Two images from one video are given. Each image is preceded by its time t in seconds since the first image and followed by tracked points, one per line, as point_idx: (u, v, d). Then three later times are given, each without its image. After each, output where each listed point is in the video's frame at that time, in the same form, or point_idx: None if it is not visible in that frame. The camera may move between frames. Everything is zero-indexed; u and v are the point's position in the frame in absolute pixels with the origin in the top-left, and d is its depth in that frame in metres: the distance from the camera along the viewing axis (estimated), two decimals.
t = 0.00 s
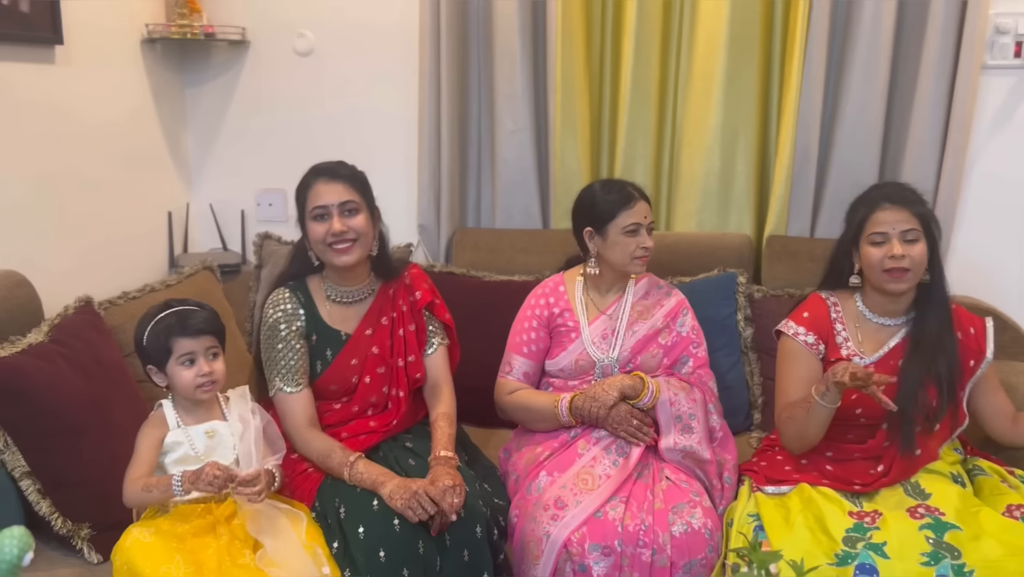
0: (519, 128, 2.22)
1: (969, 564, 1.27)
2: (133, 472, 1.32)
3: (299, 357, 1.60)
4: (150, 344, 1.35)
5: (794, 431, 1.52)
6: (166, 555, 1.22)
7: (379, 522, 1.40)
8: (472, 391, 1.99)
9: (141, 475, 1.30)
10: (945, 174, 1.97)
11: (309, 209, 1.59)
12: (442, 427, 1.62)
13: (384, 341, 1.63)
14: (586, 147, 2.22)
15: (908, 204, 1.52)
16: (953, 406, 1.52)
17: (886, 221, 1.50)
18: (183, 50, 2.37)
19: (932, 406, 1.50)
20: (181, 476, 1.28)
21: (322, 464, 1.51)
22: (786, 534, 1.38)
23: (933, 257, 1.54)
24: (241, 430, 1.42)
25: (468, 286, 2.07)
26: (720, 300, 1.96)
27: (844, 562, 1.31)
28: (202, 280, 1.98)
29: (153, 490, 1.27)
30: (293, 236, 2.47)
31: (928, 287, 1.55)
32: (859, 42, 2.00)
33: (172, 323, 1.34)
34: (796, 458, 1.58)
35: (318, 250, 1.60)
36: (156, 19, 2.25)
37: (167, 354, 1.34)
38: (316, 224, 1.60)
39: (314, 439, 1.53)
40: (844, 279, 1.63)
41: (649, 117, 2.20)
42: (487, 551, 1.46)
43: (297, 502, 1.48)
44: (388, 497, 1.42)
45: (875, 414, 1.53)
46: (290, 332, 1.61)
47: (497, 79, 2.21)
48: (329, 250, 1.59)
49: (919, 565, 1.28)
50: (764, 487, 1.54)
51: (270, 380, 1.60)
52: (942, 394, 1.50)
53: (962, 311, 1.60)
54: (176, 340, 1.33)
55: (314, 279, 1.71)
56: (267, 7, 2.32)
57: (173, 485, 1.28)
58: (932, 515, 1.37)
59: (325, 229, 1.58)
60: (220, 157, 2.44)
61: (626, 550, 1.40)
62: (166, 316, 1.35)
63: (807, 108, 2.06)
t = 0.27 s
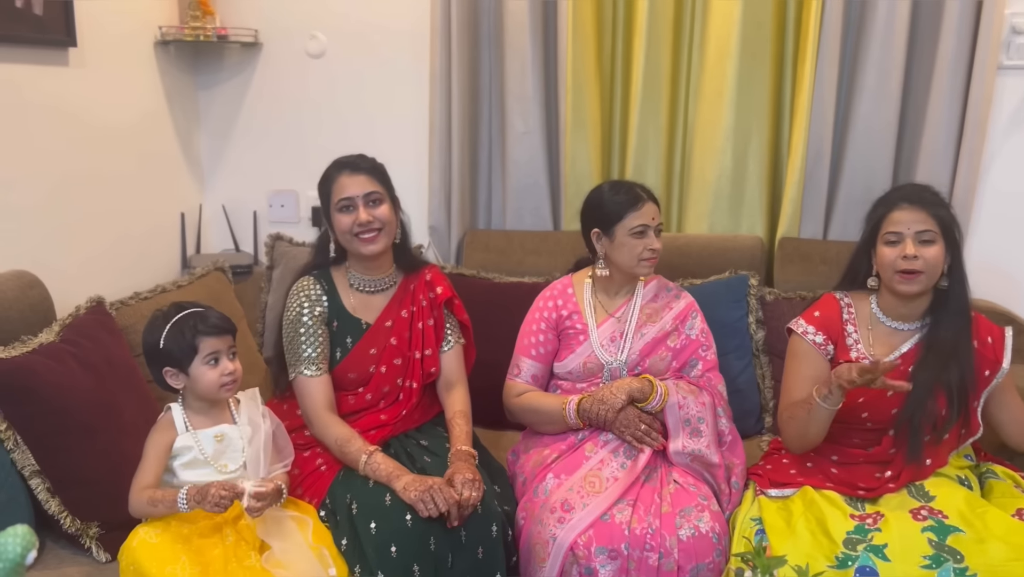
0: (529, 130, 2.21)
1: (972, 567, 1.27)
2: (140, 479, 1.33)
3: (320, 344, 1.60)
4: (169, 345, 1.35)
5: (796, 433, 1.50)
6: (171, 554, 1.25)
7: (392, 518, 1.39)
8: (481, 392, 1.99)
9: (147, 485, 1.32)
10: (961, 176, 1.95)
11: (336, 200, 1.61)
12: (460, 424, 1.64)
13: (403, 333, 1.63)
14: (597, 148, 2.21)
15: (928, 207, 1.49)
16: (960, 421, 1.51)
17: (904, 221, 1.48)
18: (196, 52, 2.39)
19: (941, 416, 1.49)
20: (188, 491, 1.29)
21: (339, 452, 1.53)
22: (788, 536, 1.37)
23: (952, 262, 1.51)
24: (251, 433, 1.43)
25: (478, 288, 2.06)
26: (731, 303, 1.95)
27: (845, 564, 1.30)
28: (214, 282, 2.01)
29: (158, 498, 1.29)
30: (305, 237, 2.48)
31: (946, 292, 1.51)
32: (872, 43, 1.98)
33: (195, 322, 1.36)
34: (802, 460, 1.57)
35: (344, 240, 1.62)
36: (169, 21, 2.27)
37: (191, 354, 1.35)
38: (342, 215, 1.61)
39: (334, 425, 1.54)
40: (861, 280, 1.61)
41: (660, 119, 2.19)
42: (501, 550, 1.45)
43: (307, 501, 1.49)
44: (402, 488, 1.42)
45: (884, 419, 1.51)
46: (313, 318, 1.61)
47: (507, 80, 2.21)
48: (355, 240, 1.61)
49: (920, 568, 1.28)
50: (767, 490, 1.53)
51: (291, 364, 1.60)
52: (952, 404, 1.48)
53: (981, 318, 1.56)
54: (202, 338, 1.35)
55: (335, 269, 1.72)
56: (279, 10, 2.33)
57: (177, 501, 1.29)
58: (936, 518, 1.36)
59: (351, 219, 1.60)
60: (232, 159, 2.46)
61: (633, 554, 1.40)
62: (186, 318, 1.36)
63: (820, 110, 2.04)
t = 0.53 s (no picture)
0: (534, 134, 2.21)
1: None
2: (144, 491, 1.34)
3: (332, 342, 1.61)
4: (175, 351, 1.36)
5: (815, 429, 1.49)
6: (173, 561, 1.26)
7: (402, 516, 1.40)
8: (486, 397, 1.99)
9: (151, 497, 1.33)
10: (967, 180, 1.94)
11: (351, 201, 1.62)
12: (468, 428, 1.63)
13: (413, 334, 1.64)
14: (602, 151, 2.21)
15: (933, 209, 1.47)
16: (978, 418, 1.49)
17: (908, 223, 1.47)
18: (202, 57, 2.40)
19: (959, 416, 1.47)
20: (194, 505, 1.29)
21: (352, 450, 1.53)
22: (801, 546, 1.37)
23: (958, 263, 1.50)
24: (254, 440, 1.44)
25: (482, 292, 2.06)
26: (736, 307, 1.94)
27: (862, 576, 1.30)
28: (219, 286, 2.02)
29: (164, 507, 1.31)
30: (311, 241, 2.49)
31: (953, 293, 1.50)
32: (878, 46, 1.97)
33: (201, 328, 1.37)
34: (816, 467, 1.56)
35: (357, 240, 1.63)
36: (175, 27, 2.28)
37: (198, 360, 1.35)
38: (357, 216, 1.63)
39: (346, 422, 1.55)
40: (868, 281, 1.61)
41: (665, 122, 2.18)
42: (511, 554, 1.46)
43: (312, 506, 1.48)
44: (416, 485, 1.44)
45: (900, 420, 1.49)
46: (327, 316, 1.62)
47: (511, 84, 2.21)
48: (370, 241, 1.62)
49: None
50: (781, 497, 1.51)
51: (303, 361, 1.61)
52: (970, 404, 1.46)
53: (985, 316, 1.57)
54: (209, 344, 1.36)
55: (349, 269, 1.72)
56: (284, 15, 2.34)
57: (184, 512, 1.30)
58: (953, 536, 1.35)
59: (366, 220, 1.61)
60: (238, 164, 2.47)
61: (636, 560, 1.39)
62: (193, 324, 1.37)
63: (825, 113, 2.03)
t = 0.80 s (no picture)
0: (535, 136, 2.21)
1: None
2: (144, 495, 1.33)
3: (333, 344, 1.60)
4: (178, 355, 1.35)
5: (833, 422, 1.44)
6: (172, 564, 1.26)
7: (407, 521, 1.39)
8: (487, 400, 1.98)
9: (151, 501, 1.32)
10: (971, 181, 1.93)
11: (357, 202, 1.61)
12: (472, 431, 1.63)
13: (415, 337, 1.64)
14: (603, 153, 2.20)
15: (938, 212, 1.45)
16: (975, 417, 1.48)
17: (914, 226, 1.45)
18: (204, 59, 2.40)
19: (957, 413, 1.46)
20: (190, 511, 1.29)
21: (355, 454, 1.52)
22: (801, 549, 1.36)
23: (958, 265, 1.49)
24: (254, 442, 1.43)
25: (483, 294, 2.06)
26: (738, 310, 1.93)
27: None
28: (220, 289, 2.03)
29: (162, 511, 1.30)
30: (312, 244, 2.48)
31: (953, 293, 1.49)
32: (881, 48, 1.96)
33: (203, 332, 1.36)
34: (816, 470, 1.55)
35: (362, 242, 1.63)
36: (176, 29, 2.28)
37: (201, 365, 1.35)
38: (362, 217, 1.62)
39: (348, 426, 1.54)
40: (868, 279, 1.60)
41: (667, 124, 2.18)
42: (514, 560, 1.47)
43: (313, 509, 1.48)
44: (420, 489, 1.44)
45: (896, 420, 1.48)
46: (328, 318, 1.61)
47: (513, 86, 2.20)
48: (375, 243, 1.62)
49: None
50: (782, 500, 1.50)
51: (304, 363, 1.60)
52: (967, 400, 1.45)
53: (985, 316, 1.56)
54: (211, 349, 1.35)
55: (351, 271, 1.72)
56: (286, 18, 2.34)
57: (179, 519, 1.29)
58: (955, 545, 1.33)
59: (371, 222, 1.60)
60: (239, 167, 2.47)
61: (637, 563, 1.38)
62: (198, 327, 1.36)
63: (828, 115, 2.03)
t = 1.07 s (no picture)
0: (537, 138, 2.20)
1: None
2: (145, 498, 1.33)
3: (327, 352, 1.59)
4: (177, 358, 1.34)
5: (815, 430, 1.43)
6: (173, 568, 1.25)
7: (402, 531, 1.39)
8: (488, 402, 1.97)
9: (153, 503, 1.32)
10: (974, 182, 1.92)
11: (365, 204, 1.60)
12: (470, 434, 1.62)
13: (411, 343, 1.63)
14: (605, 154, 2.20)
15: (938, 214, 1.46)
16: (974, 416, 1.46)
17: (916, 228, 1.45)
18: (204, 61, 2.40)
19: (954, 413, 1.45)
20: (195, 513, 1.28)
21: (350, 462, 1.52)
22: (807, 552, 1.35)
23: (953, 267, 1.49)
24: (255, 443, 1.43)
25: (484, 296, 2.05)
26: (740, 311, 1.92)
27: None
28: (221, 291, 2.02)
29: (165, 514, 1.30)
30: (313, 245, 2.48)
31: (947, 296, 1.49)
32: (883, 48, 1.95)
33: (203, 335, 1.36)
34: (819, 473, 1.54)
35: (367, 246, 1.61)
36: (176, 31, 2.28)
37: (200, 368, 1.34)
38: (370, 219, 1.61)
39: (344, 434, 1.54)
40: (864, 281, 1.59)
41: (669, 125, 2.17)
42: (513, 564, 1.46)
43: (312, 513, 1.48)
44: (415, 497, 1.43)
45: (895, 422, 1.49)
46: (321, 326, 1.60)
47: (514, 87, 2.20)
48: (381, 246, 1.60)
49: None
50: (785, 503, 1.49)
51: (299, 372, 1.60)
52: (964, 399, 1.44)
53: (980, 317, 1.56)
54: (211, 353, 1.35)
55: (344, 277, 1.71)
56: (286, 19, 2.33)
57: (184, 521, 1.28)
58: (960, 551, 1.32)
59: (379, 225, 1.60)
60: (239, 168, 2.46)
61: (640, 566, 1.38)
62: (196, 330, 1.36)
63: (830, 116, 2.02)
